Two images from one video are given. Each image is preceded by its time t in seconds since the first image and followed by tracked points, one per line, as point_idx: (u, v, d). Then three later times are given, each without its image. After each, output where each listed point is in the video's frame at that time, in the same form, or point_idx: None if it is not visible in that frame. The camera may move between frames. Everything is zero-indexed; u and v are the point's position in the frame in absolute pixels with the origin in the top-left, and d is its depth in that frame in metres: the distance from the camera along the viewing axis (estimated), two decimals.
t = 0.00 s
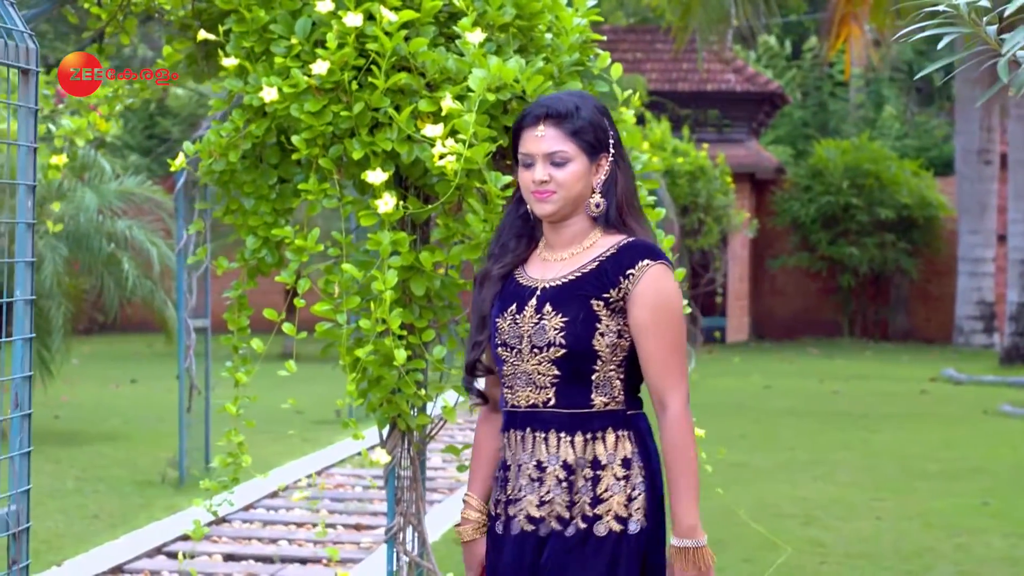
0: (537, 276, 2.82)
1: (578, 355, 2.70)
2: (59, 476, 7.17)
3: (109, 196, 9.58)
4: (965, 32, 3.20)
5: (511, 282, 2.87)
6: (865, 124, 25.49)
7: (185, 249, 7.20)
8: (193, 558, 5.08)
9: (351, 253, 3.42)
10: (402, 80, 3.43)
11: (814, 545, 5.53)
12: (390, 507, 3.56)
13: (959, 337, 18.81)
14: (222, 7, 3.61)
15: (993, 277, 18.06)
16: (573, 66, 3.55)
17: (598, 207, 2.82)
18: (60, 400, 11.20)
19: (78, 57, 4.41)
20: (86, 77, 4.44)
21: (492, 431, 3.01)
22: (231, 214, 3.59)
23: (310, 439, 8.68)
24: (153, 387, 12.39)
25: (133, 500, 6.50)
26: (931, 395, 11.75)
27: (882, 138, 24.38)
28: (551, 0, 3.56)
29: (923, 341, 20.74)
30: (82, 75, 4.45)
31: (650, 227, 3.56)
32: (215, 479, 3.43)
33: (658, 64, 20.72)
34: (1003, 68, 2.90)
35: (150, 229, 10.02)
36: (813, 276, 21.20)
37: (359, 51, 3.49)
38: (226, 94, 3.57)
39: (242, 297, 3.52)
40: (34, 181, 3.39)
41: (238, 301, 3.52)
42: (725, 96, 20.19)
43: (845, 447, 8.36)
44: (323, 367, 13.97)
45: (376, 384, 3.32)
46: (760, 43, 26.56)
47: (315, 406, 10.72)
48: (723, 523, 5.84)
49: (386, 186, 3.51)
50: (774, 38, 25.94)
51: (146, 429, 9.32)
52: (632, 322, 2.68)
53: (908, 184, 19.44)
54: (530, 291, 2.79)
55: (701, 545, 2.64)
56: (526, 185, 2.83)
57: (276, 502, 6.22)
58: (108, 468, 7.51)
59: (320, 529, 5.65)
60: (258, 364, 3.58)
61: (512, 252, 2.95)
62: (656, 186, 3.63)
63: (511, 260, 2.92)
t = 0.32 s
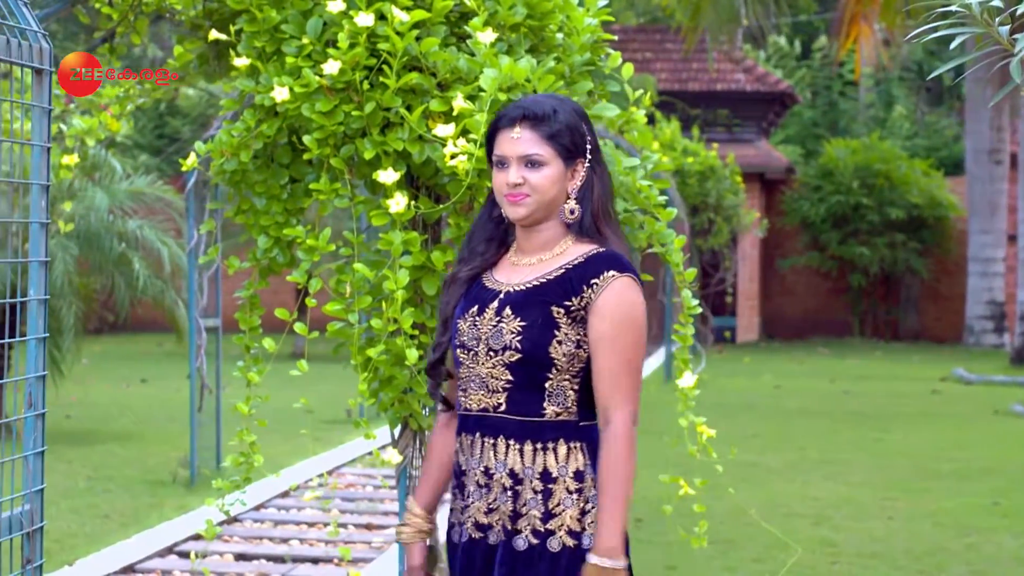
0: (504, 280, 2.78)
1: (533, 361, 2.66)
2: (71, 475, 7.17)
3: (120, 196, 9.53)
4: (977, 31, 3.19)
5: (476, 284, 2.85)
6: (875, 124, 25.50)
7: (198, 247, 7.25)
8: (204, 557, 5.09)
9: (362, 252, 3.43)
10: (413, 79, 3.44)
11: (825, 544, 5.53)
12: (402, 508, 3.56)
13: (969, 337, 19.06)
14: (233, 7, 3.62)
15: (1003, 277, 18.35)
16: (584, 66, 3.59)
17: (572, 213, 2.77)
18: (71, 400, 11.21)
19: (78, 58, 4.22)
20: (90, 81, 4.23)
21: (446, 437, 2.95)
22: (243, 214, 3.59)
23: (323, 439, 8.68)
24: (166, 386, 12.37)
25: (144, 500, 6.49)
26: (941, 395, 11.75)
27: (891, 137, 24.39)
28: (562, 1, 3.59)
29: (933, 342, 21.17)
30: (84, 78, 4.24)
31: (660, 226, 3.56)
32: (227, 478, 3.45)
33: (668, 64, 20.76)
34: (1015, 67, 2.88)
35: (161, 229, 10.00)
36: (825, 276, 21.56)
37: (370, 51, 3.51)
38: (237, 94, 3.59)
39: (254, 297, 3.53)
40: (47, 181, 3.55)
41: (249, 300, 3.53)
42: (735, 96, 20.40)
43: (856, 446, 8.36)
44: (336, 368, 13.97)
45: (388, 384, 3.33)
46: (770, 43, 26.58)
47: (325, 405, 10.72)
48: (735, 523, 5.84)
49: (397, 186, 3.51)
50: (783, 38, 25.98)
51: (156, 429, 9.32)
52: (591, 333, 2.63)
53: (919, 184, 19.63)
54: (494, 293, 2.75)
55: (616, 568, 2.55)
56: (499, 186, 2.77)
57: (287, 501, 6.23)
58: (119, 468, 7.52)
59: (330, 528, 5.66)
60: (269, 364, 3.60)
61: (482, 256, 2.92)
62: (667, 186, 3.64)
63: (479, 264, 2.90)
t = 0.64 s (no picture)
0: (482, 275, 2.58)
1: (516, 356, 2.46)
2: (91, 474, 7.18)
3: (140, 195, 9.42)
4: (996, 30, 3.16)
5: (454, 278, 2.65)
6: (896, 122, 25.41)
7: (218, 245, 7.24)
8: (225, 556, 5.10)
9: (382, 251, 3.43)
10: (433, 78, 3.45)
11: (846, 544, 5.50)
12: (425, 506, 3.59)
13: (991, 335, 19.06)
14: (253, 6, 3.64)
15: None
16: (604, 64, 3.61)
17: (554, 208, 2.58)
18: (92, 399, 11.22)
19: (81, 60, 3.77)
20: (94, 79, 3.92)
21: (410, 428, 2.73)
22: (263, 213, 3.60)
23: (343, 438, 8.66)
24: (186, 386, 12.31)
25: (165, 500, 6.48)
26: (963, 393, 11.70)
27: (912, 135, 24.32)
28: None
29: (955, 340, 21.16)
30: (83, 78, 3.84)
31: (682, 225, 3.54)
32: (248, 478, 3.48)
33: (689, 62, 20.76)
34: None
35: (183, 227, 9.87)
36: (846, 274, 21.54)
37: (390, 50, 3.53)
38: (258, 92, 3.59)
39: (275, 296, 3.53)
40: (68, 180, 3.56)
41: (270, 299, 3.53)
42: (755, 95, 20.40)
43: (878, 445, 8.32)
44: (358, 366, 13.97)
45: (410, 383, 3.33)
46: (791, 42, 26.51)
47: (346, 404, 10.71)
48: (756, 522, 5.82)
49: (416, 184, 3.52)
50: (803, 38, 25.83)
51: (176, 428, 9.32)
52: (570, 329, 2.45)
53: (940, 182, 19.60)
54: (473, 287, 2.55)
55: (505, 522, 2.33)
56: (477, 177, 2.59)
57: (306, 500, 6.22)
58: (138, 468, 7.51)
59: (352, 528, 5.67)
60: (288, 361, 3.61)
61: (460, 248, 2.72)
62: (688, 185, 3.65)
63: (458, 256, 2.70)
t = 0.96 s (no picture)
0: (473, 275, 2.59)
1: (516, 361, 2.47)
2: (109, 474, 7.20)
3: (158, 195, 9.55)
4: (1014, 30, 3.14)
5: (443, 280, 2.64)
6: (913, 122, 25.32)
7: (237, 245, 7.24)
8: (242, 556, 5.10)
9: (399, 251, 3.44)
10: (451, 79, 3.47)
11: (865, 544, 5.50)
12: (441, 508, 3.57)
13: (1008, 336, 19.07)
14: (271, 6, 3.64)
15: None
16: (622, 65, 3.61)
17: (543, 204, 2.61)
18: (110, 399, 11.24)
19: (76, 57, 3.59)
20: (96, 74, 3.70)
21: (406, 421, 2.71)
22: (281, 213, 3.60)
23: (361, 438, 8.66)
24: (204, 387, 12.31)
25: (184, 500, 6.49)
26: (981, 394, 11.67)
27: (929, 134, 24.25)
28: None
29: (972, 340, 21.12)
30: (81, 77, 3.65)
31: (699, 225, 3.55)
32: (265, 478, 3.47)
33: (707, 62, 20.75)
34: None
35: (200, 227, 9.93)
36: (865, 274, 21.58)
37: (408, 50, 3.55)
38: (276, 92, 3.59)
39: (292, 296, 3.54)
40: (85, 180, 3.57)
41: (288, 299, 3.55)
42: (774, 95, 20.41)
43: (895, 446, 8.32)
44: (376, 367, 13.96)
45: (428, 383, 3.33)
46: (809, 42, 26.43)
47: (363, 405, 10.71)
48: (774, 522, 5.81)
49: (436, 185, 3.55)
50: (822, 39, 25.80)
51: (193, 429, 9.33)
52: (568, 330, 2.46)
53: (957, 182, 19.58)
54: (467, 289, 2.55)
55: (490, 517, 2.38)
56: (465, 167, 2.61)
57: (324, 501, 6.23)
58: (157, 468, 7.54)
59: (369, 528, 5.67)
60: (306, 362, 3.62)
61: (448, 247, 2.73)
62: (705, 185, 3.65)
63: (447, 255, 2.71)
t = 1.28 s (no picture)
0: (475, 277, 2.53)
1: (531, 368, 2.44)
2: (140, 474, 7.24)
3: (189, 196, 9.51)
4: None
5: (445, 283, 2.56)
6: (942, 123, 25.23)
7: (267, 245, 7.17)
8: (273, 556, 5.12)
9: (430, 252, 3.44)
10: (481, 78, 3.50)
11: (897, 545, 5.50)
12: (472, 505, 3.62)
13: None
14: (301, 7, 3.65)
15: None
16: (652, 66, 3.62)
17: (542, 205, 2.56)
18: (140, 399, 11.30)
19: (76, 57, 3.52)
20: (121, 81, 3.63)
21: (395, 433, 2.66)
22: (311, 214, 3.60)
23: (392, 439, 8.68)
24: (234, 387, 12.35)
25: (214, 500, 6.54)
26: (1012, 395, 11.65)
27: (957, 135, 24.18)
28: (630, 0, 3.60)
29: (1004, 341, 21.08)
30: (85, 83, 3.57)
31: (730, 226, 3.57)
32: (296, 479, 3.47)
33: (737, 63, 20.77)
34: None
35: (231, 227, 9.96)
36: (895, 275, 21.68)
37: (437, 51, 3.56)
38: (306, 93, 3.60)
39: (322, 297, 3.55)
40: (118, 180, 3.59)
41: (318, 300, 3.55)
42: (804, 95, 20.48)
43: (926, 447, 8.31)
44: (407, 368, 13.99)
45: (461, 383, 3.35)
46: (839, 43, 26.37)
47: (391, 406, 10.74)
48: (805, 523, 5.81)
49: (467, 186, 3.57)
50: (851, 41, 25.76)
51: (223, 429, 9.37)
52: (580, 334, 2.44)
53: (989, 183, 19.52)
54: (474, 294, 2.49)
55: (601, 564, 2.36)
56: (462, 174, 2.55)
57: (354, 501, 6.26)
58: (187, 468, 7.60)
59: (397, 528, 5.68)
60: (336, 363, 3.62)
61: (444, 249, 2.63)
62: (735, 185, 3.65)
63: (444, 257, 2.61)
